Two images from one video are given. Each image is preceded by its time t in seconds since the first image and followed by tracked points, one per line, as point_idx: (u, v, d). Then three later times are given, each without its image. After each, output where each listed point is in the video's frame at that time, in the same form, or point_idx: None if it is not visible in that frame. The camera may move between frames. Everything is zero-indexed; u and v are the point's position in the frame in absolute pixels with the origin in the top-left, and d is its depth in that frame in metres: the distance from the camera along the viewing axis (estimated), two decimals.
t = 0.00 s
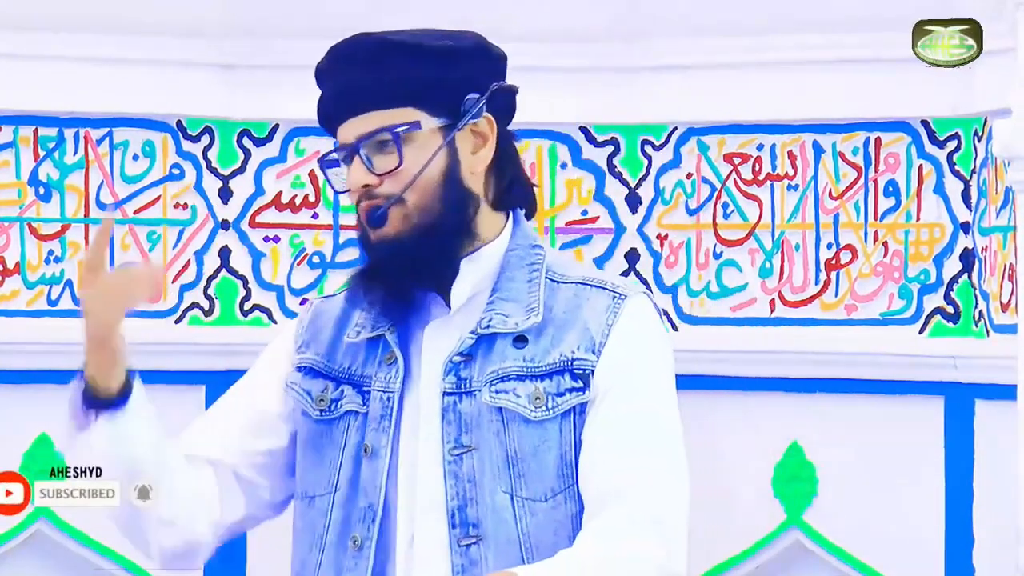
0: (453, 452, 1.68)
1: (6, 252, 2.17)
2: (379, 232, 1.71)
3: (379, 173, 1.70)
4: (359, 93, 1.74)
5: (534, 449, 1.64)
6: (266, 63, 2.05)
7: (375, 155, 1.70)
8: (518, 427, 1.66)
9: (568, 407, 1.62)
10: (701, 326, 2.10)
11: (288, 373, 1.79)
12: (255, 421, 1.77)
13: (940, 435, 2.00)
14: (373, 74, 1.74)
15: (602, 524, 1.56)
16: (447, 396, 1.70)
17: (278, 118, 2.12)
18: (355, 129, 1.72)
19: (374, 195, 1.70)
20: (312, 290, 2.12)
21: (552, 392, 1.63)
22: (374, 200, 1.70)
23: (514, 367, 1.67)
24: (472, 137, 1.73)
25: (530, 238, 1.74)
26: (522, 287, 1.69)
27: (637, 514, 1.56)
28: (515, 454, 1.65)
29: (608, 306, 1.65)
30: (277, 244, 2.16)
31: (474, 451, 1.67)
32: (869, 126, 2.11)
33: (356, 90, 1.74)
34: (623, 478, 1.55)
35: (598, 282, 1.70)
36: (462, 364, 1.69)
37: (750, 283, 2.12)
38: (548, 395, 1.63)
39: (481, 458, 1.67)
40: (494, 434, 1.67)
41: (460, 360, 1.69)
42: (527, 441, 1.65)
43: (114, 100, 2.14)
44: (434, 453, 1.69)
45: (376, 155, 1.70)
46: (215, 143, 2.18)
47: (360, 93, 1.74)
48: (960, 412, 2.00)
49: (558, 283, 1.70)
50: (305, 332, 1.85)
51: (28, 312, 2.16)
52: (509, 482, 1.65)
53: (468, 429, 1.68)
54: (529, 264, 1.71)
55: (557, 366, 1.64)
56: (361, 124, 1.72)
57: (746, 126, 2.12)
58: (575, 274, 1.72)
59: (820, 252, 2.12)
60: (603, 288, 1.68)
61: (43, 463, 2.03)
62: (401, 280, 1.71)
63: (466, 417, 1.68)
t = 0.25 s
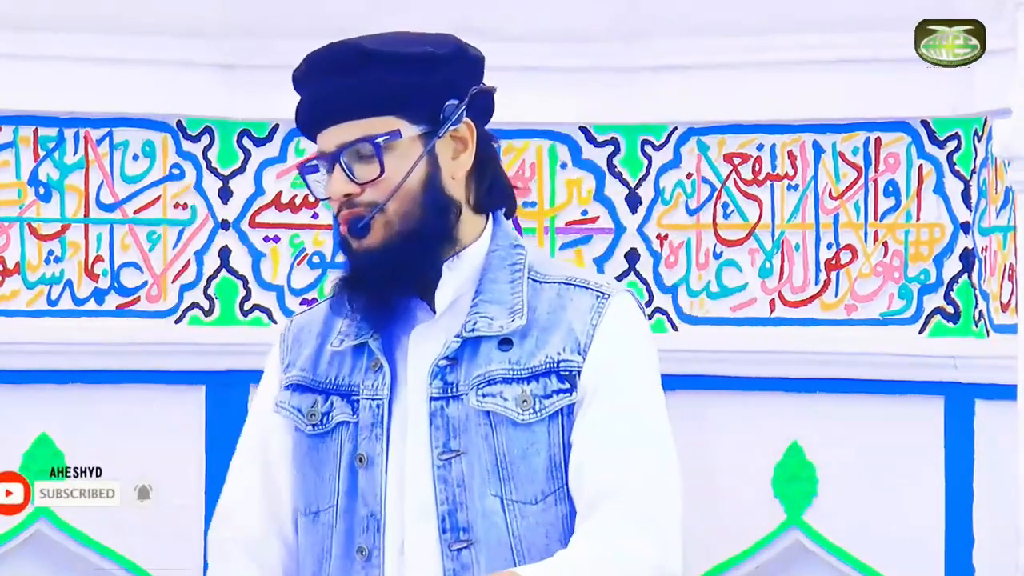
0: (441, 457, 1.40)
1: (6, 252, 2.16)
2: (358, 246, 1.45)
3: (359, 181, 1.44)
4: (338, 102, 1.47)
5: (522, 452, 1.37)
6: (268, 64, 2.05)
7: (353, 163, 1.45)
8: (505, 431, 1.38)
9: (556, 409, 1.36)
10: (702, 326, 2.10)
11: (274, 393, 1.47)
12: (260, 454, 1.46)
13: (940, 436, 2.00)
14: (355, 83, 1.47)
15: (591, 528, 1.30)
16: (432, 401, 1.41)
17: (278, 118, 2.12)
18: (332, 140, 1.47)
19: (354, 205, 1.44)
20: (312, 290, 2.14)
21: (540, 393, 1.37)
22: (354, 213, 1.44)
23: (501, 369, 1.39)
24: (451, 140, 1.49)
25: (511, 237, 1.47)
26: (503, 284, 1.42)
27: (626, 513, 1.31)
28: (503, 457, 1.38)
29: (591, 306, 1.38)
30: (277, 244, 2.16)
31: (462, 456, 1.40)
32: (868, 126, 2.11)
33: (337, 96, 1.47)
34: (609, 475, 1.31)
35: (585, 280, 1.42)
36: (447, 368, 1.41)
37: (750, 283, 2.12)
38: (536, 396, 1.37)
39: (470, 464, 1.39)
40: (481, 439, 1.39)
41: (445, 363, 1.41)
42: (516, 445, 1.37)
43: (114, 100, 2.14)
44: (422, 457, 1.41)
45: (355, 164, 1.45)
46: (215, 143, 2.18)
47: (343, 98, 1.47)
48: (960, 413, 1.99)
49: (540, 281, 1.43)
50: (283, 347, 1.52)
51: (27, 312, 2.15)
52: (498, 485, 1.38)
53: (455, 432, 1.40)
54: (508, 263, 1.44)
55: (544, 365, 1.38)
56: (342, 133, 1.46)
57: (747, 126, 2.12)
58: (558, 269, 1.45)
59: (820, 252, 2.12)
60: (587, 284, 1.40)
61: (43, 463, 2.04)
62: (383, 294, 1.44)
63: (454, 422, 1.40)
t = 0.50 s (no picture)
0: (437, 459, 1.40)
1: (6, 252, 2.16)
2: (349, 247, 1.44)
3: (348, 180, 1.44)
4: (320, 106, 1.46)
5: (518, 452, 1.38)
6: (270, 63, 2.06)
7: (341, 162, 1.45)
8: (502, 431, 1.39)
9: (551, 408, 1.37)
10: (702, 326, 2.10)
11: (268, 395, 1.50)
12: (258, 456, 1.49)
13: (940, 435, 2.00)
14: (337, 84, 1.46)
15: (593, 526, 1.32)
16: (425, 402, 1.41)
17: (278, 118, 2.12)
18: (317, 142, 1.46)
19: (343, 205, 1.44)
20: (312, 290, 2.15)
21: (535, 393, 1.37)
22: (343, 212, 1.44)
23: (494, 370, 1.40)
24: (438, 138, 1.48)
25: (500, 233, 1.47)
26: (494, 284, 1.42)
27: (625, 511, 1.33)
28: (499, 458, 1.38)
29: (584, 303, 1.38)
30: (277, 244, 2.16)
31: (457, 456, 1.40)
32: (868, 126, 2.11)
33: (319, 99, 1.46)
34: (605, 474, 1.32)
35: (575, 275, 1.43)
36: (440, 368, 1.41)
37: (750, 283, 2.12)
38: (530, 396, 1.37)
39: (465, 465, 1.40)
40: (476, 440, 1.40)
41: (437, 364, 1.41)
42: (512, 445, 1.38)
43: (114, 100, 2.14)
44: (415, 459, 1.41)
45: (343, 163, 1.44)
46: (215, 143, 2.18)
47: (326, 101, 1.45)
48: (960, 413, 1.99)
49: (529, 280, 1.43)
50: (271, 350, 1.52)
51: (27, 312, 2.15)
52: (495, 485, 1.38)
53: (450, 433, 1.41)
54: (497, 260, 1.44)
55: (538, 365, 1.38)
56: (327, 133, 1.46)
57: (747, 126, 2.12)
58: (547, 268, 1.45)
59: (820, 252, 2.12)
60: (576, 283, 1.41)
61: (43, 463, 2.03)
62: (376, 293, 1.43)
63: (448, 423, 1.41)
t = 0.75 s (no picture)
0: (434, 453, 1.59)
1: (6, 252, 2.16)
2: (365, 241, 1.64)
3: (358, 172, 1.62)
4: (322, 101, 1.65)
5: (515, 447, 1.56)
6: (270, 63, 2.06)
7: (352, 156, 1.63)
8: (499, 427, 1.58)
9: (548, 403, 1.56)
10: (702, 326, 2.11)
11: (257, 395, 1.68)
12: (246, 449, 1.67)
13: (940, 435, 2.01)
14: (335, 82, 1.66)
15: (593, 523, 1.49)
16: (422, 398, 1.61)
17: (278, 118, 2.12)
18: (325, 134, 1.64)
19: (356, 197, 1.62)
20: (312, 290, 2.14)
21: (531, 389, 1.56)
22: (358, 203, 1.62)
23: (490, 365, 1.59)
24: (439, 134, 1.66)
25: (492, 232, 1.67)
26: (488, 283, 1.61)
27: (627, 510, 1.50)
28: (496, 453, 1.57)
29: (579, 299, 1.58)
30: (277, 244, 2.16)
31: (454, 452, 1.59)
32: (868, 126, 2.11)
33: (321, 95, 1.66)
34: (608, 466, 1.49)
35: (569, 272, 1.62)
36: (436, 365, 1.61)
37: (750, 283, 2.12)
38: (527, 391, 1.56)
39: (461, 460, 1.59)
40: (474, 435, 1.59)
41: (434, 360, 1.61)
42: (508, 440, 1.57)
43: (114, 100, 2.14)
44: (410, 455, 1.60)
45: (353, 157, 1.63)
46: (215, 143, 2.17)
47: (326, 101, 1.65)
48: (961, 412, 2.00)
49: (524, 278, 1.63)
50: (261, 348, 1.72)
51: (28, 312, 2.15)
52: (493, 481, 1.57)
53: (447, 430, 1.60)
54: (490, 258, 1.63)
55: (534, 362, 1.57)
56: (333, 125, 1.64)
57: (747, 126, 2.12)
58: (539, 267, 1.65)
59: (819, 252, 2.12)
60: (574, 279, 1.60)
61: (44, 463, 2.03)
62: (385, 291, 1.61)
63: (444, 419, 1.60)
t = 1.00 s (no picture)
0: (449, 453, 1.44)
1: (6, 252, 2.16)
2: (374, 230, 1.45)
3: (378, 163, 1.45)
4: (334, 100, 1.49)
5: (533, 450, 1.42)
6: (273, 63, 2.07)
7: (372, 145, 1.46)
8: (518, 428, 1.43)
9: (567, 407, 1.41)
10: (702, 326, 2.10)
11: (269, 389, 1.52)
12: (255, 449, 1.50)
13: (940, 436, 2.01)
14: (347, 79, 1.49)
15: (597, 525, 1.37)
16: (438, 396, 1.45)
17: (277, 118, 2.12)
18: (344, 126, 1.48)
19: (375, 187, 1.45)
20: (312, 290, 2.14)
21: (551, 392, 1.41)
22: (373, 195, 1.45)
23: (509, 367, 1.44)
24: (461, 130, 1.52)
25: (509, 233, 1.52)
26: (506, 283, 1.46)
27: (631, 512, 1.37)
28: (513, 455, 1.42)
29: (599, 304, 1.44)
30: (277, 244, 2.16)
31: (471, 452, 1.44)
32: (868, 126, 2.11)
33: (334, 93, 1.49)
34: (618, 469, 1.38)
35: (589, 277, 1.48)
36: (453, 364, 1.45)
37: (750, 283, 2.12)
38: (547, 394, 1.41)
39: (478, 460, 1.43)
40: (491, 436, 1.44)
41: (450, 359, 1.45)
42: (526, 442, 1.42)
43: (114, 100, 2.14)
44: (426, 454, 1.44)
45: (373, 148, 1.46)
46: (215, 143, 2.18)
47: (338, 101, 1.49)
48: (960, 412, 1.99)
49: (542, 280, 1.48)
50: (271, 344, 1.55)
51: (28, 312, 2.15)
52: (510, 483, 1.42)
53: (463, 429, 1.44)
54: (507, 260, 1.48)
55: (554, 365, 1.42)
56: (353, 120, 1.48)
57: (746, 126, 2.12)
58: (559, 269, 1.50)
59: (819, 252, 2.12)
60: (593, 283, 1.46)
61: (44, 463, 2.03)
62: (400, 280, 1.45)
63: (460, 418, 1.44)
